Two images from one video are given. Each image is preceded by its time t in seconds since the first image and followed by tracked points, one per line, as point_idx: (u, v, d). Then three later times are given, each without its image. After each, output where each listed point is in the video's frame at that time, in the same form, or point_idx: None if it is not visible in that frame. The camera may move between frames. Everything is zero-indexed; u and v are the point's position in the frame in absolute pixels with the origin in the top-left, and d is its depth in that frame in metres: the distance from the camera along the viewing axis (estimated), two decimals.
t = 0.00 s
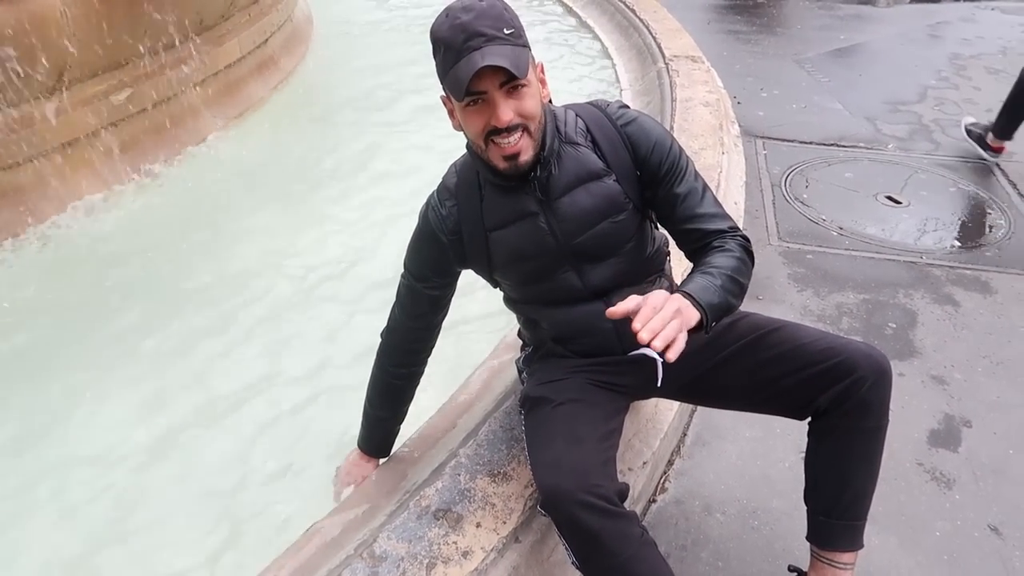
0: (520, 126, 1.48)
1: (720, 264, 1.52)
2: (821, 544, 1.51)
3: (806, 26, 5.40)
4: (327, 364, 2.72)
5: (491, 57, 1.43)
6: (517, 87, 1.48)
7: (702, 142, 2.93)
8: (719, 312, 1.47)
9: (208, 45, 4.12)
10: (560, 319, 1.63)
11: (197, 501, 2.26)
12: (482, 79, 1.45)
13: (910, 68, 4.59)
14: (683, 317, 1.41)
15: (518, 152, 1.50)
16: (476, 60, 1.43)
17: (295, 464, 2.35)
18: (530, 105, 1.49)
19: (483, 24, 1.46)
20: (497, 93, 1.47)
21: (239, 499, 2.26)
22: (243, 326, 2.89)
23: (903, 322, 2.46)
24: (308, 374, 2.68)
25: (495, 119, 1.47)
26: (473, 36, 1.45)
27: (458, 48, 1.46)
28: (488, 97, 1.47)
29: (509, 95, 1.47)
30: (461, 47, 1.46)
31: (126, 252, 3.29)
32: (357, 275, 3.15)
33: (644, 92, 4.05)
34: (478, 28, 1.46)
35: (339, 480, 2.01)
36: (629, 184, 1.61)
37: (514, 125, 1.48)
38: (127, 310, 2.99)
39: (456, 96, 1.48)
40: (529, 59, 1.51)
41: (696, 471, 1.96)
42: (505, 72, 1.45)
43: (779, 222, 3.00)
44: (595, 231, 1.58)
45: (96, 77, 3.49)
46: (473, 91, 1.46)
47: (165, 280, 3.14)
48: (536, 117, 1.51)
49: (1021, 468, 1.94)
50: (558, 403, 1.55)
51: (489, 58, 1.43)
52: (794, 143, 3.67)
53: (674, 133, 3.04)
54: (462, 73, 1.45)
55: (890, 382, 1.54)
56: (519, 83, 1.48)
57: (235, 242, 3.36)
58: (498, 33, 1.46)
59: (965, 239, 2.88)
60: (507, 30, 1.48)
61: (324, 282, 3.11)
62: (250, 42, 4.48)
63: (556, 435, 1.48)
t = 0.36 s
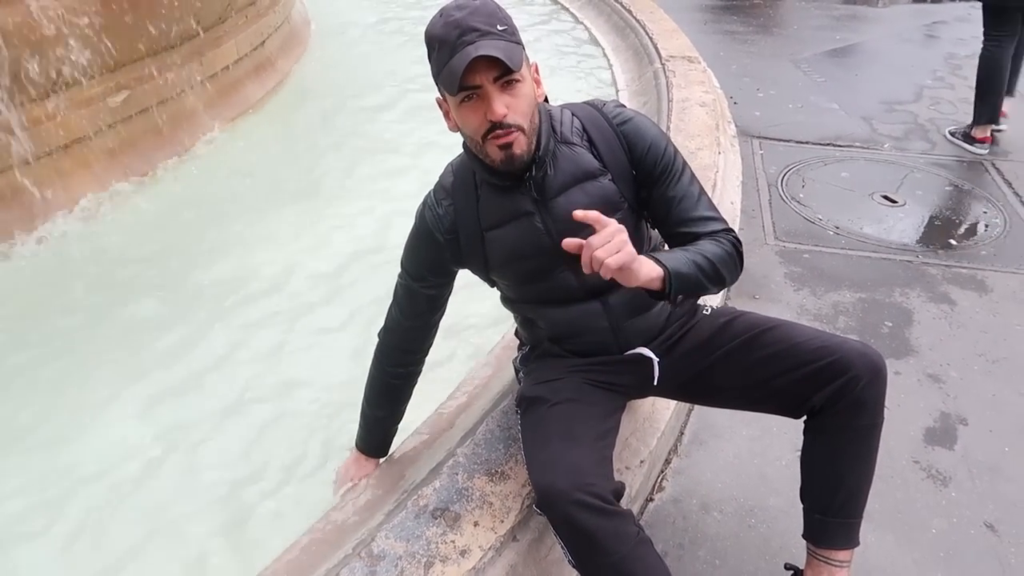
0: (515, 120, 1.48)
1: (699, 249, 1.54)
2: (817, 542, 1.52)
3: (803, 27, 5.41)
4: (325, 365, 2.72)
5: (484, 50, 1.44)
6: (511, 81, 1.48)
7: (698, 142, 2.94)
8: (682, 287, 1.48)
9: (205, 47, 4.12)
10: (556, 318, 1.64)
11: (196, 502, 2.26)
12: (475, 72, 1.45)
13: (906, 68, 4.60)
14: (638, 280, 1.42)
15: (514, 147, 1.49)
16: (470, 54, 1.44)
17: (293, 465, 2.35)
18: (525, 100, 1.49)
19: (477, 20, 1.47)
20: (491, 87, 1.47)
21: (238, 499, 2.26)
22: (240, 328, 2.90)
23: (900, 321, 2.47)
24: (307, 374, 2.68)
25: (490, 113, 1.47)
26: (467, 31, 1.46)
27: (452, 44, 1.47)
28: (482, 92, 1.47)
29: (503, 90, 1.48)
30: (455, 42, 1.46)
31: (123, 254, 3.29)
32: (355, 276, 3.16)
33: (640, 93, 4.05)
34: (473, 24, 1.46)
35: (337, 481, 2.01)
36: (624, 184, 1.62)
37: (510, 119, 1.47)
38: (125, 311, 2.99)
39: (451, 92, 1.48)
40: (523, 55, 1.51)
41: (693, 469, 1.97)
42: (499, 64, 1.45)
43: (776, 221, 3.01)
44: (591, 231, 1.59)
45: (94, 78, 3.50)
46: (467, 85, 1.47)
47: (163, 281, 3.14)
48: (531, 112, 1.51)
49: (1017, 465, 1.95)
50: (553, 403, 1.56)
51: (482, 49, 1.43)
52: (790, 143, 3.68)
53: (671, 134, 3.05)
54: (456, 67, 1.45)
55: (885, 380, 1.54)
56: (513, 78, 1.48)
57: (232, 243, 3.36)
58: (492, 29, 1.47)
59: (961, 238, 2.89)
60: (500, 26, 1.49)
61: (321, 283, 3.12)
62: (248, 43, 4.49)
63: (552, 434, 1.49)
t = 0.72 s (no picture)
0: (521, 130, 1.49)
1: (682, 238, 1.55)
2: (814, 541, 1.52)
3: (798, 29, 5.43)
4: (323, 369, 2.72)
5: (497, 58, 1.44)
6: (519, 91, 1.49)
7: (694, 144, 2.95)
8: (657, 269, 1.50)
9: (203, 53, 4.13)
10: (551, 319, 1.64)
11: (195, 506, 2.26)
12: (486, 80, 1.45)
13: (901, 70, 4.62)
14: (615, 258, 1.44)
15: (517, 157, 1.51)
16: (482, 61, 1.44)
17: (292, 468, 2.35)
18: (531, 111, 1.51)
19: (489, 27, 1.47)
20: (499, 96, 1.48)
21: (235, 504, 2.26)
22: (238, 332, 2.90)
23: (895, 322, 2.48)
24: (305, 378, 2.68)
25: (496, 122, 1.47)
26: (479, 37, 1.46)
27: (462, 49, 1.47)
28: (490, 100, 1.47)
29: (511, 99, 1.48)
30: (467, 47, 1.46)
31: (120, 259, 3.29)
32: (353, 280, 3.16)
33: (636, 96, 4.07)
34: (485, 30, 1.47)
35: (336, 484, 2.02)
36: (615, 184, 1.63)
37: (516, 129, 1.49)
38: (123, 315, 2.99)
39: (458, 97, 1.48)
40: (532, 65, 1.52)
41: (691, 470, 1.98)
42: (511, 75, 1.46)
43: (773, 223, 3.02)
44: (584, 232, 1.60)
45: (92, 85, 3.51)
46: (477, 91, 1.47)
47: (161, 286, 3.15)
48: (536, 124, 1.53)
49: (1013, 465, 1.96)
50: (550, 405, 1.57)
51: (497, 59, 1.44)
52: (786, 145, 3.69)
53: (667, 137, 3.06)
54: (467, 72, 1.45)
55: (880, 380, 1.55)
56: (522, 88, 1.49)
57: (230, 248, 3.37)
58: (503, 37, 1.48)
59: (956, 238, 2.90)
60: (511, 34, 1.50)
61: (319, 287, 3.12)
62: (244, 48, 4.50)
63: (548, 436, 1.50)
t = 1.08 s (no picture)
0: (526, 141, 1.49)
1: (678, 254, 1.54)
2: (814, 543, 1.52)
3: (794, 31, 5.44)
4: (320, 372, 2.72)
5: (508, 68, 1.44)
6: (526, 101, 1.49)
7: (692, 146, 2.95)
8: (655, 290, 1.49)
9: (199, 56, 4.13)
10: (548, 322, 1.64)
11: (193, 510, 2.26)
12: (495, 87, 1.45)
13: (897, 72, 4.63)
14: (615, 284, 1.43)
15: (518, 164, 1.51)
16: (493, 69, 1.44)
17: (289, 472, 2.35)
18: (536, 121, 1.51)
19: (500, 36, 1.47)
20: (507, 105, 1.47)
21: (233, 507, 2.26)
22: (235, 335, 2.89)
23: (893, 323, 2.48)
24: (302, 381, 2.68)
25: (504, 131, 1.47)
26: (489, 46, 1.46)
27: (472, 56, 1.46)
28: (498, 108, 1.47)
29: (518, 109, 1.48)
30: (478, 54, 1.46)
31: (117, 262, 3.29)
32: (350, 283, 3.16)
33: (633, 99, 4.07)
34: (495, 38, 1.47)
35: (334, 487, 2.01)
36: (611, 189, 1.62)
37: (521, 139, 1.48)
38: (120, 318, 2.99)
39: (466, 104, 1.47)
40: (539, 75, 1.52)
41: (689, 472, 1.97)
42: (520, 86, 1.46)
43: (770, 225, 3.02)
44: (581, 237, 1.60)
45: (89, 88, 3.50)
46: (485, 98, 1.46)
47: (158, 289, 3.14)
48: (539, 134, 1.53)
49: (1011, 465, 1.96)
50: (548, 407, 1.56)
51: (508, 69, 1.44)
52: (783, 147, 3.70)
53: (664, 139, 3.06)
54: (477, 79, 1.45)
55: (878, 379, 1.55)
56: (529, 98, 1.49)
57: (227, 251, 3.37)
58: (513, 47, 1.48)
59: (953, 239, 2.91)
60: (519, 43, 1.50)
61: (317, 290, 3.12)
62: (241, 52, 4.50)
63: (546, 438, 1.49)
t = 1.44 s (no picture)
0: (522, 145, 1.49)
1: (679, 262, 1.54)
2: (813, 544, 1.52)
3: (792, 32, 5.45)
4: (318, 373, 2.72)
5: (501, 73, 1.44)
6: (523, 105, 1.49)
7: (690, 147, 2.95)
8: (657, 302, 1.49)
9: (198, 57, 4.13)
10: (548, 324, 1.65)
11: (192, 510, 2.26)
12: (490, 94, 1.45)
13: (895, 72, 4.63)
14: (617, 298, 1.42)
15: (517, 168, 1.51)
16: (485, 74, 1.44)
17: (287, 472, 2.35)
18: (533, 125, 1.51)
19: (493, 40, 1.47)
20: (502, 110, 1.47)
21: (232, 508, 2.26)
22: (234, 335, 2.90)
23: (891, 323, 2.48)
24: (301, 382, 2.68)
25: (499, 137, 1.47)
26: (483, 51, 1.46)
27: (466, 62, 1.46)
28: (493, 114, 1.47)
29: (514, 114, 1.48)
30: (470, 61, 1.46)
31: (114, 263, 3.28)
32: (348, 283, 3.16)
33: (631, 99, 4.08)
34: (488, 43, 1.46)
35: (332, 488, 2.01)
36: (611, 193, 1.62)
37: (517, 144, 1.49)
38: (118, 319, 2.99)
39: (461, 110, 1.47)
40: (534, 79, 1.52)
41: (687, 473, 1.98)
42: (514, 90, 1.46)
43: (768, 225, 3.03)
44: (581, 240, 1.60)
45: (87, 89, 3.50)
46: (481, 105, 1.46)
47: (156, 290, 3.14)
48: (537, 137, 1.53)
49: (1009, 465, 1.96)
50: (546, 408, 1.56)
51: (500, 74, 1.43)
52: (780, 147, 3.70)
53: (662, 139, 3.06)
54: (471, 86, 1.45)
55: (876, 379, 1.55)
56: (525, 103, 1.49)
57: (225, 252, 3.37)
58: (507, 50, 1.47)
59: (951, 239, 2.91)
60: (515, 46, 1.49)
61: (315, 291, 3.12)
62: (239, 52, 4.50)
63: (545, 439, 1.49)
